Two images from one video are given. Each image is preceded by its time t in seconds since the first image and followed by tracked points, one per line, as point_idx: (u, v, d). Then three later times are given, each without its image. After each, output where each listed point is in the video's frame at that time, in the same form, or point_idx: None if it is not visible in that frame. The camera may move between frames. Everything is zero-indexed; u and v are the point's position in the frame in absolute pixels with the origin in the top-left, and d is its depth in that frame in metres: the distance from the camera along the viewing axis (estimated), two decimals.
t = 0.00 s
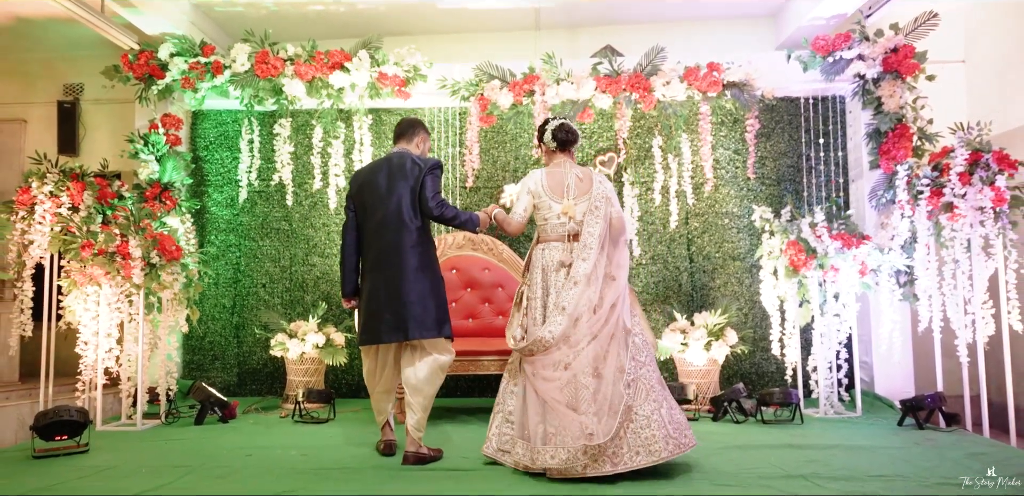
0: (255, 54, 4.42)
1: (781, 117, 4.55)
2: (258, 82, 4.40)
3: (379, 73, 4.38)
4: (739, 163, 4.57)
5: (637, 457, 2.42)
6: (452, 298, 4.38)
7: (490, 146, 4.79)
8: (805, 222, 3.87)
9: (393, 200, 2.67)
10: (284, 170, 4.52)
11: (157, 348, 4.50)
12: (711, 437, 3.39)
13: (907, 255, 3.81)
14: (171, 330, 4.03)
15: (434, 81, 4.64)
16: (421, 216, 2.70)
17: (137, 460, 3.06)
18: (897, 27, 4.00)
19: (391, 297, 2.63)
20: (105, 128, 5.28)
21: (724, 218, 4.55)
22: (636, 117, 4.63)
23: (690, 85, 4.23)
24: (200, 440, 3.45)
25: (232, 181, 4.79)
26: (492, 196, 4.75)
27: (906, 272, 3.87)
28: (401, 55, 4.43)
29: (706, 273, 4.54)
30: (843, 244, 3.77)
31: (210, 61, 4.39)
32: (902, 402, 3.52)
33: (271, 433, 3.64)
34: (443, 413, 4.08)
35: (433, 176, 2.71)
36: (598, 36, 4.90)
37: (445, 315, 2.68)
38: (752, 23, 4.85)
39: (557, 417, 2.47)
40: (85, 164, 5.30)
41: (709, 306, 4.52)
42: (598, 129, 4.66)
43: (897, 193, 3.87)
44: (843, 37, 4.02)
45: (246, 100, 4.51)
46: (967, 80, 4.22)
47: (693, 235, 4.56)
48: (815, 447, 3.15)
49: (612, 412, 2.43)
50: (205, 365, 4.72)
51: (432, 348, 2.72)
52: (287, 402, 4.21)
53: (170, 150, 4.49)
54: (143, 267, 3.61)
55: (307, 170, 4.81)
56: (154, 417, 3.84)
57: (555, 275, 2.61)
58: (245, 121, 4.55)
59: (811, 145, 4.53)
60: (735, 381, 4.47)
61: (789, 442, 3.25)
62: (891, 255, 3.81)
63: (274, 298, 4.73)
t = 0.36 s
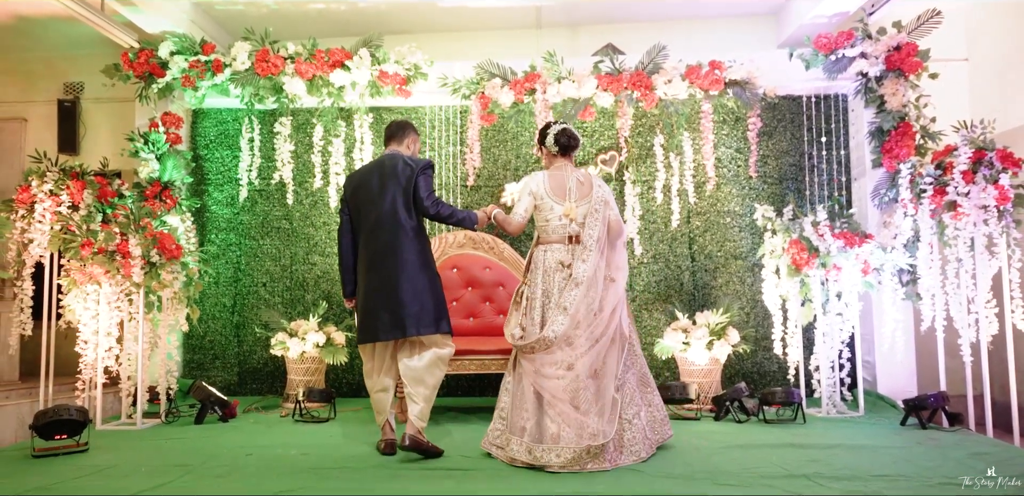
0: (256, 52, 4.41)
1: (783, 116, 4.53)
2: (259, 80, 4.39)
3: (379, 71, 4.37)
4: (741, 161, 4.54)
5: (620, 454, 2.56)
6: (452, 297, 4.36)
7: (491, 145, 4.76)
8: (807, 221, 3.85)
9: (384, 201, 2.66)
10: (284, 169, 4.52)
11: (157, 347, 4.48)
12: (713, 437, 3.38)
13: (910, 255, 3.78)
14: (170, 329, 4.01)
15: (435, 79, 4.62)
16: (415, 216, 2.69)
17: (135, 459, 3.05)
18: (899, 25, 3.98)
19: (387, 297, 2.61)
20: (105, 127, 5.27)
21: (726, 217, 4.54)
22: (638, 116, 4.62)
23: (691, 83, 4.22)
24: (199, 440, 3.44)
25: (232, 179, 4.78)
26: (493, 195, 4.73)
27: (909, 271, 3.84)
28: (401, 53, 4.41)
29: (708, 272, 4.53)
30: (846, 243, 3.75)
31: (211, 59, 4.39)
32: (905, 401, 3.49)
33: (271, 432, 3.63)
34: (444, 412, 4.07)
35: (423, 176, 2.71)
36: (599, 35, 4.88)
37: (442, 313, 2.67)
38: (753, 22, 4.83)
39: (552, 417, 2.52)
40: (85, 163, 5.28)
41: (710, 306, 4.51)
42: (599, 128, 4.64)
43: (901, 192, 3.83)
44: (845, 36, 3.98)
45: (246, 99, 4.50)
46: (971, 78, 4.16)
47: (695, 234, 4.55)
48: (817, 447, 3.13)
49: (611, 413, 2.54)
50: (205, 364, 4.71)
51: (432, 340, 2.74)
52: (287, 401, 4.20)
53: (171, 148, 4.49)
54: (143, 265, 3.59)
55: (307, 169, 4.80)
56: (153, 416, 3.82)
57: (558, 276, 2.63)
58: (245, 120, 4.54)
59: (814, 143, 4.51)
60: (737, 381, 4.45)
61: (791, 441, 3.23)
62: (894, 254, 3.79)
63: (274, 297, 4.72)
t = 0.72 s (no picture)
0: (241, 24, 3.97)
1: (826, 93, 4.06)
2: (244, 55, 3.96)
3: (377, 44, 3.93)
4: (779, 144, 4.08)
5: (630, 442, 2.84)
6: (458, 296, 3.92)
7: (501, 127, 4.31)
8: (860, 208, 3.39)
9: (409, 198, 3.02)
10: (273, 153, 4.11)
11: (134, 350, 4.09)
12: (756, 458, 2.94)
13: (979, 246, 3.39)
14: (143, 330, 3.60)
15: (438, 54, 4.18)
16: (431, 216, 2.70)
17: (91, 483, 2.64)
18: None
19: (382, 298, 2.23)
20: (83, 110, 4.82)
21: (762, 206, 4.08)
22: (663, 93, 4.16)
23: (725, 55, 3.76)
24: (171, 457, 3.03)
25: (216, 165, 4.36)
26: (503, 183, 4.28)
27: (975, 265, 3.43)
28: (401, 24, 3.97)
29: (741, 267, 4.08)
30: (905, 234, 3.29)
31: (191, 32, 3.96)
32: (978, 415, 3.04)
33: (253, 448, 3.22)
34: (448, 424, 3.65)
35: (434, 173, 2.89)
36: (620, 5, 4.42)
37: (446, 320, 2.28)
38: None
39: (594, 419, 2.67)
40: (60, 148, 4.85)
41: (745, 304, 4.06)
42: (621, 107, 4.18)
43: (967, 176, 3.42)
44: None
45: (231, 76, 4.07)
46: None
47: (727, 224, 4.09)
48: (882, 470, 2.68)
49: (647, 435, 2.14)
50: (188, 368, 4.30)
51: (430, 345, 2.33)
52: (274, 410, 3.78)
53: (147, 131, 4.08)
54: (107, 259, 3.16)
55: (299, 153, 4.37)
56: (123, 428, 3.42)
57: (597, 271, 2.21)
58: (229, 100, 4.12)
59: (861, 123, 4.04)
60: (774, 388, 4.01)
61: (847, 463, 2.79)
62: (960, 245, 3.32)
63: (262, 294, 4.29)
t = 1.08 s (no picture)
0: (239, 17, 3.89)
1: (837, 87, 3.96)
2: (241, 48, 3.87)
3: (377, 36, 3.84)
4: (788, 139, 3.99)
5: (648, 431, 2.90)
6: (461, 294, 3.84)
7: (504, 122, 4.20)
8: (873, 204, 3.29)
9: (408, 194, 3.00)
10: (271, 148, 4.05)
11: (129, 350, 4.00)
12: (768, 461, 2.85)
13: (998, 243, 3.28)
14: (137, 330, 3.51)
15: (440, 47, 4.09)
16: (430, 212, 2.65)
17: (81, 487, 2.56)
18: None
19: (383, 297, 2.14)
20: (78, 106, 4.71)
21: (772, 203, 3.98)
22: (670, 87, 4.06)
23: (734, 48, 3.67)
24: (165, 460, 2.95)
25: (214, 161, 4.27)
26: (507, 179, 4.18)
27: (992, 262, 3.33)
28: (402, 17, 3.87)
29: (750, 265, 3.98)
30: (920, 230, 3.18)
31: (187, 25, 3.86)
32: (998, 418, 2.94)
33: (250, 450, 3.13)
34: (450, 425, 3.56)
35: (432, 169, 2.86)
36: None
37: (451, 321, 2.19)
38: None
39: (632, 414, 2.75)
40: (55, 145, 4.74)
41: (754, 303, 3.96)
42: (627, 101, 4.09)
43: (986, 170, 3.36)
44: None
45: (228, 70, 3.98)
46: None
47: (735, 221, 4.00)
48: (901, 475, 2.59)
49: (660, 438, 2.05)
50: (184, 368, 4.21)
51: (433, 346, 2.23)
52: (272, 411, 3.70)
53: (142, 126, 4.00)
54: (100, 256, 3.07)
55: (298, 149, 4.28)
56: (117, 430, 3.33)
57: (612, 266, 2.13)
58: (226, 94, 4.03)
59: (873, 118, 3.94)
60: (784, 389, 3.92)
61: (862, 467, 2.70)
62: (978, 242, 3.23)
63: (261, 293, 4.21)
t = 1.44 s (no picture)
0: (235, 10, 3.80)
1: (847, 81, 3.87)
2: (238, 42, 3.79)
3: (377, 30, 3.75)
4: (797, 135, 3.90)
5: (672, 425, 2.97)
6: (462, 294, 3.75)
7: (506, 118, 4.10)
8: (886, 201, 3.20)
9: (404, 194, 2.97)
10: (269, 144, 3.97)
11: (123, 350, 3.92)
12: (779, 465, 2.76)
13: (1014, 240, 3.20)
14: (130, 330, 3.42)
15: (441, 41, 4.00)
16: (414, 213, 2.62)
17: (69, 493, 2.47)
18: None
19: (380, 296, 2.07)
20: (72, 102, 4.60)
21: (780, 200, 3.89)
22: (676, 82, 3.97)
23: (742, 41, 3.58)
24: (157, 465, 2.86)
25: (210, 158, 4.19)
26: (509, 175, 4.08)
27: (1008, 260, 3.25)
28: (402, 10, 3.79)
29: (758, 263, 3.89)
30: (934, 227, 3.09)
31: (182, 18, 3.77)
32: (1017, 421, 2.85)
33: (245, 454, 3.05)
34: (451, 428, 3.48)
35: (422, 167, 2.81)
36: None
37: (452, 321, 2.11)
38: None
39: (658, 412, 2.81)
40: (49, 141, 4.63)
41: (762, 302, 3.87)
42: (632, 96, 4.00)
43: (1004, 165, 3.26)
44: None
45: (224, 64, 3.89)
46: None
47: (743, 219, 3.91)
48: (919, 481, 2.50)
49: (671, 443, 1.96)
50: (180, 369, 4.13)
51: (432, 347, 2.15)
52: (269, 413, 3.61)
53: (136, 121, 3.91)
54: (90, 254, 2.99)
55: (296, 145, 4.19)
56: (109, 432, 3.24)
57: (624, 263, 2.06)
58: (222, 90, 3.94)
59: (885, 113, 3.85)
60: (793, 390, 3.83)
61: (878, 472, 2.61)
62: (993, 239, 3.14)
63: (258, 292, 4.12)
